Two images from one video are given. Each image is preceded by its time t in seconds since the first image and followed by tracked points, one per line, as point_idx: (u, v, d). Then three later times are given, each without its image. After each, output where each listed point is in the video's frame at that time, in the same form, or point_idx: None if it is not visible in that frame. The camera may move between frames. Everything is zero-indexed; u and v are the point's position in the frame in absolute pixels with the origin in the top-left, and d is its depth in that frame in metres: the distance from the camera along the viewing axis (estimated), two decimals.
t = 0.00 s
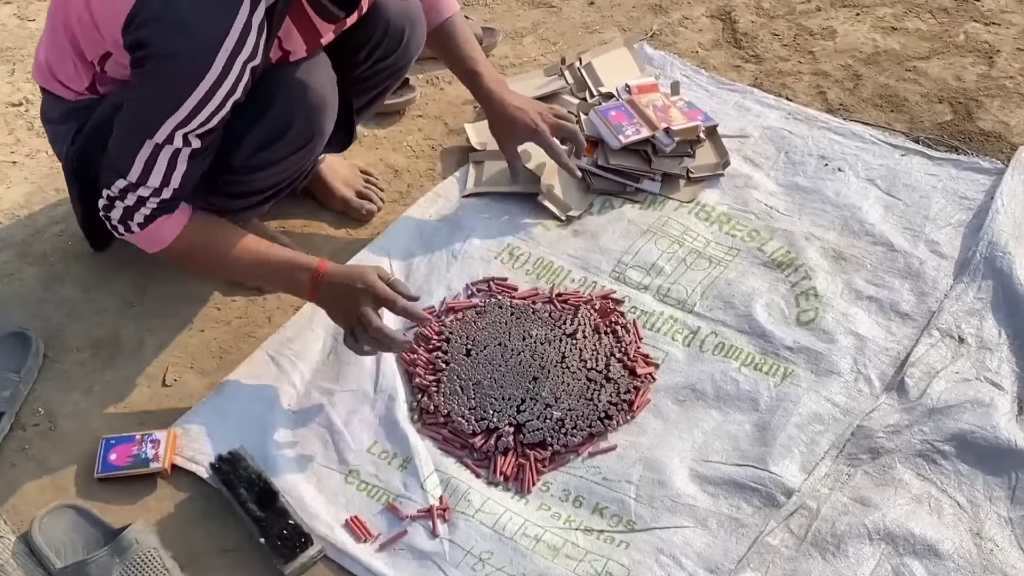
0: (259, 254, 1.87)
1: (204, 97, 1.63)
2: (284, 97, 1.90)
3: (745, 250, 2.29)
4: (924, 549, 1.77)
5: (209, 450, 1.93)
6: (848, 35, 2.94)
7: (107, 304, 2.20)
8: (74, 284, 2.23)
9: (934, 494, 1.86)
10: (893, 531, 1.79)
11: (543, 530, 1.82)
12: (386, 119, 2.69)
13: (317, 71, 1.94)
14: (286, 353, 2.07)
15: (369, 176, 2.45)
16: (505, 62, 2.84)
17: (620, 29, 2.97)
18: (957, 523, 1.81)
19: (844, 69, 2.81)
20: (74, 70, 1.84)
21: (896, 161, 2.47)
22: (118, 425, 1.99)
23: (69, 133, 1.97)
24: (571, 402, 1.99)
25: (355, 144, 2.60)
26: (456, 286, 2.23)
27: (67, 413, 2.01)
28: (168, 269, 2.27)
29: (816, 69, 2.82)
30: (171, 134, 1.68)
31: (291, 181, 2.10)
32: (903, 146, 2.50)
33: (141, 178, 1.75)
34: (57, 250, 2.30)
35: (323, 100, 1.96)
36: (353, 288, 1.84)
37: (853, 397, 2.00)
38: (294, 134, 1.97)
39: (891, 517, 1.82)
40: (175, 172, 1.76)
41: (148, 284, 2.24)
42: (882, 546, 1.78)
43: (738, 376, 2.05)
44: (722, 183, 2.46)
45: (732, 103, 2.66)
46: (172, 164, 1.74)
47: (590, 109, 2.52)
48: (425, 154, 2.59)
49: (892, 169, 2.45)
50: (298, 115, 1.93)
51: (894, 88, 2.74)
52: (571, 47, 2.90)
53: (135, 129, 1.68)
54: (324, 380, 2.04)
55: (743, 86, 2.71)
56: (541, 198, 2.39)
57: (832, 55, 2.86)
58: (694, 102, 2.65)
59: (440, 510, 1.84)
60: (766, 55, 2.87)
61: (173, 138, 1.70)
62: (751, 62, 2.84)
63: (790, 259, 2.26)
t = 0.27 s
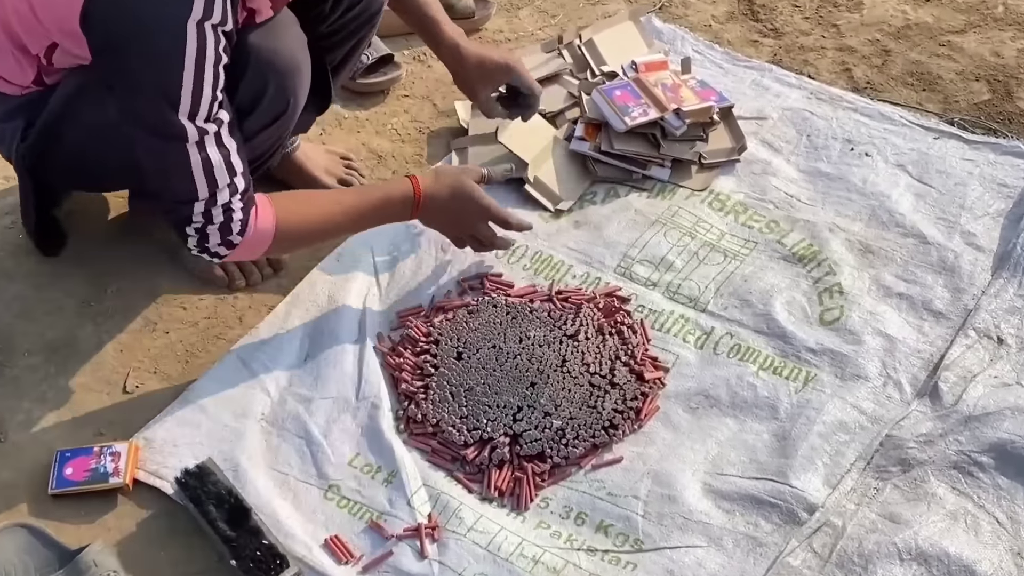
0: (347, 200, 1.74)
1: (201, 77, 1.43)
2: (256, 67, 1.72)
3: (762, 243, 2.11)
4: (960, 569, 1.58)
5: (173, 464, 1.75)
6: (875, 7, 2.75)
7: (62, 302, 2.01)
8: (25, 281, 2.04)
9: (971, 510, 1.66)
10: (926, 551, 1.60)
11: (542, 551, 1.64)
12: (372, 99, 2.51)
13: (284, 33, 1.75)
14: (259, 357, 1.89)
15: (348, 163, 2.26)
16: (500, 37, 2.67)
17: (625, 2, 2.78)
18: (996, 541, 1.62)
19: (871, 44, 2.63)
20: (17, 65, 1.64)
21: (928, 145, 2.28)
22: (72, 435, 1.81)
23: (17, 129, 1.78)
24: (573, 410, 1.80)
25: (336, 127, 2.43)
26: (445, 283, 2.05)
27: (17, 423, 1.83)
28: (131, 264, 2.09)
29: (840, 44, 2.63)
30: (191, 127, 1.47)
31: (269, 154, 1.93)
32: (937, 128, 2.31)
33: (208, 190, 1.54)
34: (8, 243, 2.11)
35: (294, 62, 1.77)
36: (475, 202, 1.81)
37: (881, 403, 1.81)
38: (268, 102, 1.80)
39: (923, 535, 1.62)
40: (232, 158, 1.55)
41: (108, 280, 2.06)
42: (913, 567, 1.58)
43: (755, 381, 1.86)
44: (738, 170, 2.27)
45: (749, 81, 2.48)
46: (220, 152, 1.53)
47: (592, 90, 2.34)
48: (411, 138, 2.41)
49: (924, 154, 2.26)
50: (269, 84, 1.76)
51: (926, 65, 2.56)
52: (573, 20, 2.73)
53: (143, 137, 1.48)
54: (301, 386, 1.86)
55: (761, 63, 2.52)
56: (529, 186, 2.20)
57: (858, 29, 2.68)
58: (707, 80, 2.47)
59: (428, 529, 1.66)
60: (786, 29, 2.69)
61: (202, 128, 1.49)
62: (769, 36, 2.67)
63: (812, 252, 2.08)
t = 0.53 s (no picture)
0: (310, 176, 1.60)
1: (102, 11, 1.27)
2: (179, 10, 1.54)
3: (769, 238, 2.00)
4: None
5: (143, 473, 1.63)
6: None
7: (26, 302, 1.90)
8: None
9: (989, 520, 1.53)
10: (941, 564, 1.45)
11: (536, 565, 1.53)
12: (358, 87, 2.40)
13: None
14: (236, 360, 1.78)
15: (331, 153, 2.15)
16: (492, 21, 2.56)
17: None
18: (1018, 554, 1.48)
19: (885, 27, 2.52)
20: None
21: (945, 134, 2.17)
22: (35, 443, 1.70)
23: None
24: (570, 415, 1.70)
25: (319, 116, 2.32)
26: (434, 281, 1.95)
27: None
28: (102, 262, 1.99)
29: (852, 27, 2.53)
30: (116, 75, 1.32)
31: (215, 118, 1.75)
32: (954, 116, 2.20)
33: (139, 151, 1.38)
34: None
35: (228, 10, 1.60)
36: (440, 179, 1.72)
37: (895, 407, 1.70)
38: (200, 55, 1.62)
39: (938, 547, 1.48)
40: (161, 112, 1.38)
41: (77, 279, 1.95)
42: None
43: (762, 384, 1.75)
44: (743, 161, 2.17)
45: (756, 67, 2.37)
46: (147, 106, 1.36)
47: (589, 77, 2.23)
48: (397, 127, 2.30)
49: (941, 144, 2.15)
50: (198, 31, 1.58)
51: (942, 49, 2.45)
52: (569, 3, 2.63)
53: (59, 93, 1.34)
54: (280, 390, 1.75)
55: (768, 48, 2.41)
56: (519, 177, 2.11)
57: (871, 12, 2.57)
58: (710, 65, 2.36)
59: (416, 542, 1.54)
60: (795, 11, 2.58)
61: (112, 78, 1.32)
62: (776, 19, 2.56)
63: (822, 248, 1.97)
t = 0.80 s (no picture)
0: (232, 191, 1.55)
1: None
2: (130, 19, 1.46)
3: (763, 236, 1.99)
4: None
5: (131, 475, 1.61)
6: None
7: (13, 303, 1.88)
8: None
9: (987, 520, 1.51)
10: (938, 565, 1.44)
11: (529, 567, 1.51)
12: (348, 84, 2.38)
13: None
14: (225, 361, 1.76)
15: (318, 151, 2.14)
16: (484, 17, 2.54)
17: None
18: (1014, 554, 1.46)
19: (880, 23, 2.50)
20: None
21: (940, 130, 2.16)
22: (21, 445, 1.68)
23: None
24: (562, 416, 1.68)
25: (309, 113, 2.30)
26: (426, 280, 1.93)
27: None
28: (89, 263, 1.97)
29: (847, 23, 2.51)
30: (43, 51, 1.30)
31: (183, 122, 1.69)
32: (950, 113, 2.19)
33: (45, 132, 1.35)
34: None
35: (182, 17, 1.51)
36: (366, 204, 1.69)
37: (891, 407, 1.69)
38: (157, 62, 1.54)
39: (935, 547, 1.46)
40: (80, 100, 1.37)
41: (64, 279, 1.93)
42: None
43: (757, 384, 1.74)
44: (738, 158, 2.15)
45: (750, 63, 2.35)
46: (69, 92, 1.35)
47: (581, 75, 2.22)
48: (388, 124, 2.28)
49: (937, 140, 2.14)
50: (153, 38, 1.50)
51: (938, 44, 2.43)
52: None
53: None
54: (269, 391, 1.73)
55: (763, 44, 2.39)
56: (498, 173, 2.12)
57: (866, 7, 2.56)
58: (704, 61, 2.34)
59: (407, 544, 1.52)
60: (789, 7, 2.56)
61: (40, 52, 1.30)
62: (771, 14, 2.54)
63: (816, 246, 1.95)
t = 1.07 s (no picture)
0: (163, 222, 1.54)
1: None
2: (122, 55, 1.54)
3: (757, 235, 1.99)
4: None
5: (125, 477, 1.60)
6: None
7: (7, 305, 1.88)
8: None
9: (982, 519, 1.51)
10: (933, 563, 1.43)
11: (524, 568, 1.50)
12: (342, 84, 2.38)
13: (162, 20, 1.57)
14: (218, 362, 1.76)
15: (312, 152, 2.14)
16: (478, 17, 2.54)
17: None
18: (1009, 553, 1.46)
19: (873, 22, 2.51)
20: None
21: (934, 129, 2.16)
22: (15, 447, 1.67)
23: None
24: (556, 415, 1.67)
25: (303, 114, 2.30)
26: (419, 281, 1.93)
27: None
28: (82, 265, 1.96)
29: (841, 22, 2.51)
30: (20, 41, 1.34)
31: (176, 151, 1.74)
32: (943, 112, 2.19)
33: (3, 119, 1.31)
34: None
35: (173, 52, 1.59)
36: (295, 246, 1.67)
37: (885, 406, 1.69)
38: (150, 97, 1.61)
39: (930, 546, 1.46)
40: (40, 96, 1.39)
41: (56, 281, 1.93)
42: None
43: (751, 383, 1.74)
44: (732, 157, 2.15)
45: (744, 62, 2.35)
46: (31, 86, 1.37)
47: (575, 74, 2.21)
48: (382, 124, 2.28)
49: (931, 139, 2.14)
50: (144, 75, 1.58)
51: (931, 43, 2.43)
52: None
53: None
54: (263, 392, 1.73)
55: (756, 43, 2.40)
56: (492, 173, 2.12)
57: (860, 7, 2.56)
58: (697, 60, 2.34)
59: (401, 545, 1.51)
60: (783, 6, 2.56)
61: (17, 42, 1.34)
62: (764, 14, 2.54)
63: (810, 245, 1.95)
